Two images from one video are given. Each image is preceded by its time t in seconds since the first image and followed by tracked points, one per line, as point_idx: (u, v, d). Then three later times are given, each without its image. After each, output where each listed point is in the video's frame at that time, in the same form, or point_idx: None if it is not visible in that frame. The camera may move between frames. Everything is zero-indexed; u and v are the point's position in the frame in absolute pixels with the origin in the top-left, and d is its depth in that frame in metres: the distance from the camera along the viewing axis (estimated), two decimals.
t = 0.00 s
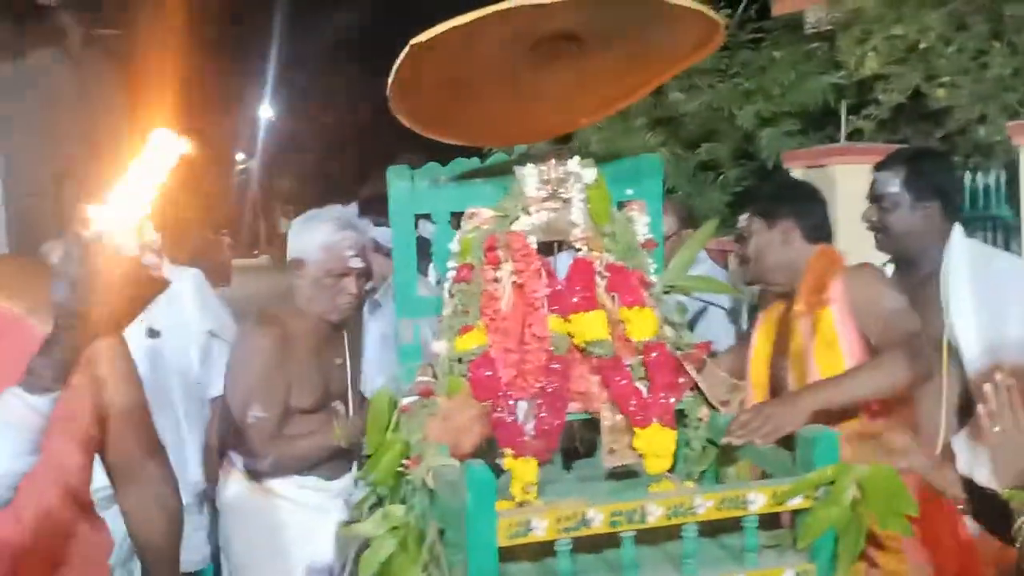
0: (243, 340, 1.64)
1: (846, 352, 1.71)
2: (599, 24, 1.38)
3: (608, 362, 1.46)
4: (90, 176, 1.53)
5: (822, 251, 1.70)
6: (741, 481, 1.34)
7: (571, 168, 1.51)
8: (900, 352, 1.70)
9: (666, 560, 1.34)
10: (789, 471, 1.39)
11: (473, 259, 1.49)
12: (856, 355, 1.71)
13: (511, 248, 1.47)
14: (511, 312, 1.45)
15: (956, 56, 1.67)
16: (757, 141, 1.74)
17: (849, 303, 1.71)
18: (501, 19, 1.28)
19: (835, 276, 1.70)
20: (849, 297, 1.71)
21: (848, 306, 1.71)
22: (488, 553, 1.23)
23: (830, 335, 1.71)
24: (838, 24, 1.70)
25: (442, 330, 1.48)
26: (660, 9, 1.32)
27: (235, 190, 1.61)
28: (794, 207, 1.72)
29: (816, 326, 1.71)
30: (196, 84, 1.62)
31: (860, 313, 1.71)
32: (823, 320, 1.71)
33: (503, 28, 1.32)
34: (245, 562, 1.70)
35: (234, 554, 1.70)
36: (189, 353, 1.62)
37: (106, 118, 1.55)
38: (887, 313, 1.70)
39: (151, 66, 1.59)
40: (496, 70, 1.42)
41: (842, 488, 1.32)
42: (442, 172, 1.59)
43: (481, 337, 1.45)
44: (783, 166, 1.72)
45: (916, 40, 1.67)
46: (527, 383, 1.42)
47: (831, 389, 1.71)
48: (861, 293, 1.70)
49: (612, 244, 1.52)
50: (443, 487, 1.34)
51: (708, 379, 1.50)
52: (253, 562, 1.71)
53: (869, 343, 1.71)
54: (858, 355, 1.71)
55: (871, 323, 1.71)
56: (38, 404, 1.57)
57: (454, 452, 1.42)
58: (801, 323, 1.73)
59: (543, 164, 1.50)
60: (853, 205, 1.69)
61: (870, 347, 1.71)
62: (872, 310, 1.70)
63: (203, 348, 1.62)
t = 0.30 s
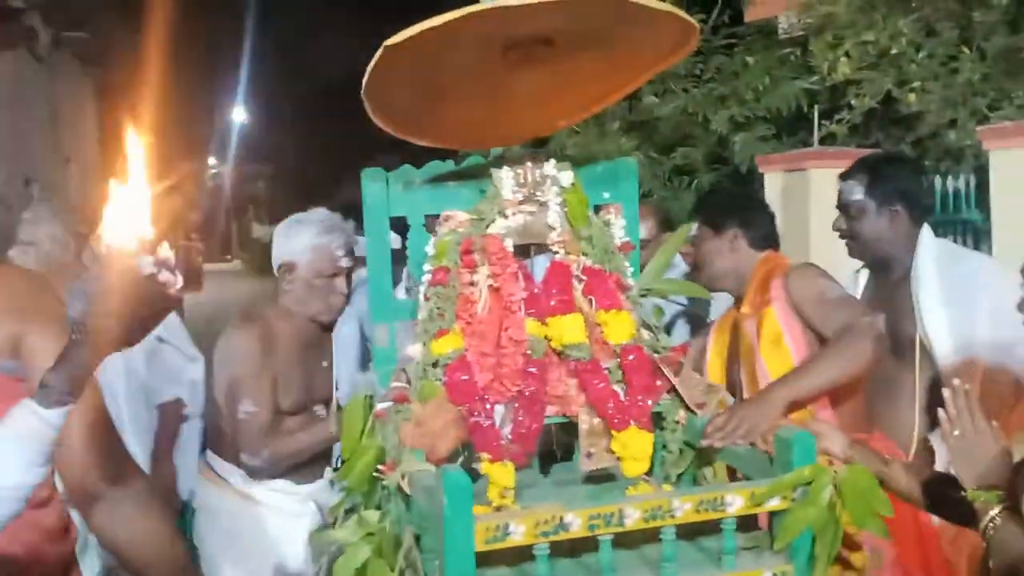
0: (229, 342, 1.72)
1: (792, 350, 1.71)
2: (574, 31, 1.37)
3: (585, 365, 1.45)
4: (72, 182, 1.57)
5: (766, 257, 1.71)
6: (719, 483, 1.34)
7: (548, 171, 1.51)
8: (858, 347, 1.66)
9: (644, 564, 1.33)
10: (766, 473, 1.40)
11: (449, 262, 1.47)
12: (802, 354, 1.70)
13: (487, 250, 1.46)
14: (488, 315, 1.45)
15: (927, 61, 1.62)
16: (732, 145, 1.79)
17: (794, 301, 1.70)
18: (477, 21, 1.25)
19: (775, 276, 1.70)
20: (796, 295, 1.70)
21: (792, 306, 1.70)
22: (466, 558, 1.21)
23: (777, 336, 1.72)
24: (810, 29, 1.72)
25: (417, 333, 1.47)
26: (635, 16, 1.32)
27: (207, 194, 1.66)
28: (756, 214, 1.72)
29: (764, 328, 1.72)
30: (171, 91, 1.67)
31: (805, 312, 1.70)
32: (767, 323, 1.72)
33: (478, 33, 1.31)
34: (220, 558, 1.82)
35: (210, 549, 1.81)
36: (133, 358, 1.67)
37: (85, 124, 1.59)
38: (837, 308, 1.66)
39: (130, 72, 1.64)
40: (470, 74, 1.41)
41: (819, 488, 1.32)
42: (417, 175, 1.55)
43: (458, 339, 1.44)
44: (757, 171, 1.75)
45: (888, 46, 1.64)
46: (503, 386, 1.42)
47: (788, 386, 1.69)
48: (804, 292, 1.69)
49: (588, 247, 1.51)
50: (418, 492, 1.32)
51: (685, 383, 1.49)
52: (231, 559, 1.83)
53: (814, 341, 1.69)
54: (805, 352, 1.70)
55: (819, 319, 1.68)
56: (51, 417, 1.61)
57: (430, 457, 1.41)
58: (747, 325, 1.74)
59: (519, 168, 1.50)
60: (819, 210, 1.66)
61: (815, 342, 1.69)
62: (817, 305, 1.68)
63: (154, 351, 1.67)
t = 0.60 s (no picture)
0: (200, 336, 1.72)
1: (758, 344, 1.58)
2: (543, 31, 1.37)
3: (554, 365, 1.46)
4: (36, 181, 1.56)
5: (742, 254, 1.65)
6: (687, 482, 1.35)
7: (518, 170, 1.50)
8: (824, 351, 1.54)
9: (613, 564, 1.33)
10: (732, 471, 1.40)
11: (418, 261, 1.47)
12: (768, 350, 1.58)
13: (457, 249, 1.46)
14: (458, 314, 1.44)
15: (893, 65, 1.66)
16: (701, 147, 1.88)
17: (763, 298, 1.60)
18: (445, 19, 1.25)
19: (748, 272, 1.62)
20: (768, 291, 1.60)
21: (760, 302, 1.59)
22: (433, 559, 1.20)
23: (743, 331, 1.60)
24: (779, 34, 1.77)
25: (386, 332, 1.46)
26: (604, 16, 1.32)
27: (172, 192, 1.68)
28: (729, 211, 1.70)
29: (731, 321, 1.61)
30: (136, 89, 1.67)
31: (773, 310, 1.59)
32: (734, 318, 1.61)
33: (446, 32, 1.31)
34: (184, 560, 1.78)
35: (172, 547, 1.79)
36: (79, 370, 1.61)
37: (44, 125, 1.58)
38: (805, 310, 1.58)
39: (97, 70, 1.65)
40: (438, 72, 1.40)
41: (785, 487, 1.33)
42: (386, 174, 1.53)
43: (427, 339, 1.42)
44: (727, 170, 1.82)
45: (854, 51, 1.68)
46: (473, 385, 1.41)
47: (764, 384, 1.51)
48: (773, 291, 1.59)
49: (558, 246, 1.52)
50: (386, 492, 1.31)
51: (653, 382, 1.50)
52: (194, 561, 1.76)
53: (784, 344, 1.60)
54: (772, 350, 1.58)
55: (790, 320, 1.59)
56: (23, 428, 1.53)
57: (399, 456, 1.39)
58: (718, 322, 1.65)
59: (489, 167, 1.50)
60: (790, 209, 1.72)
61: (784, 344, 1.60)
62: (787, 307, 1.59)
63: (88, 362, 1.62)
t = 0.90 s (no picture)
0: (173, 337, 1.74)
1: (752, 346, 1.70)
2: (526, 29, 1.38)
3: (535, 362, 1.45)
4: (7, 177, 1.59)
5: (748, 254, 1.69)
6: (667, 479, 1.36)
7: (500, 167, 1.50)
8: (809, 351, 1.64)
9: (594, 560, 1.34)
10: (712, 469, 1.41)
11: (398, 257, 1.46)
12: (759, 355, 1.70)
13: (438, 245, 1.45)
14: (438, 311, 1.43)
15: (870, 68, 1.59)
16: (681, 145, 1.84)
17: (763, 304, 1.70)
18: (429, 15, 1.25)
19: (751, 276, 1.70)
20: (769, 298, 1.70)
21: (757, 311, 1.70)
22: (414, 557, 1.20)
23: (741, 336, 1.72)
24: (759, 34, 1.74)
25: (366, 329, 1.46)
26: (588, 16, 1.33)
27: (150, 185, 1.69)
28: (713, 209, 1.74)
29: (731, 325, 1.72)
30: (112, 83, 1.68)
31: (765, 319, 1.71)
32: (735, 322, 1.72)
33: (430, 28, 1.30)
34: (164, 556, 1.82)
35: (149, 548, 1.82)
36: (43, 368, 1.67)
37: (20, 118, 1.61)
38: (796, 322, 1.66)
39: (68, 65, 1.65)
40: (420, 69, 1.40)
41: (765, 484, 1.34)
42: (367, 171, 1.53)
43: (408, 337, 1.42)
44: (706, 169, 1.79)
45: (831, 52, 1.63)
46: (453, 382, 1.41)
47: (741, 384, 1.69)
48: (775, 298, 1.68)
49: (539, 244, 1.52)
50: (367, 489, 1.30)
51: (634, 379, 1.51)
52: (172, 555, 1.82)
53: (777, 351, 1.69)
54: (764, 356, 1.70)
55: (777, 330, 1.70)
56: None
57: (379, 454, 1.41)
58: (716, 322, 1.76)
59: (471, 164, 1.49)
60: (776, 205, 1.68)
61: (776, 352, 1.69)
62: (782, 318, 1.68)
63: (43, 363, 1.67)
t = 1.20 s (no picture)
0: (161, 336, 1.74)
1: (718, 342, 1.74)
2: (517, 28, 1.37)
3: (525, 363, 1.45)
4: None
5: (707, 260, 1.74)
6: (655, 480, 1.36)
7: (490, 167, 1.49)
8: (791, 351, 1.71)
9: (582, 562, 1.34)
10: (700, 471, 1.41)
11: (388, 257, 1.46)
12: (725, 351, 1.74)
13: (428, 245, 1.44)
14: (428, 310, 1.43)
15: (857, 71, 1.62)
16: (669, 147, 1.84)
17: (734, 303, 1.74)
18: (422, 14, 1.24)
19: (712, 279, 1.74)
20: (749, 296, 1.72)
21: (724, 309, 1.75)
22: (404, 558, 1.20)
23: (709, 335, 1.75)
24: (745, 37, 1.77)
25: (356, 329, 1.46)
26: (579, 17, 1.32)
27: (134, 183, 1.67)
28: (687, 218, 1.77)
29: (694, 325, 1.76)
30: (98, 76, 1.66)
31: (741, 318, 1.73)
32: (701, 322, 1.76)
33: (421, 27, 1.30)
34: (147, 553, 1.84)
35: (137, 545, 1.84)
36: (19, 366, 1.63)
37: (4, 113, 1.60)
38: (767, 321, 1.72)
39: (52, 60, 1.64)
40: (409, 66, 1.39)
41: (754, 486, 1.34)
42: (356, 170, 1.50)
43: (397, 337, 1.42)
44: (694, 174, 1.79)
45: (819, 56, 1.66)
46: (443, 382, 1.41)
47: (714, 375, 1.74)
48: (741, 300, 1.73)
49: (530, 245, 1.52)
50: (356, 491, 1.30)
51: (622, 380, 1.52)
52: (159, 551, 1.84)
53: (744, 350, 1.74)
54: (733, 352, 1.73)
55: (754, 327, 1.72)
56: None
57: (368, 454, 1.39)
58: (683, 324, 1.79)
59: (461, 164, 1.49)
60: (757, 211, 1.70)
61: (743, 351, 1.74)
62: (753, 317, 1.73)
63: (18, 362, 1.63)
